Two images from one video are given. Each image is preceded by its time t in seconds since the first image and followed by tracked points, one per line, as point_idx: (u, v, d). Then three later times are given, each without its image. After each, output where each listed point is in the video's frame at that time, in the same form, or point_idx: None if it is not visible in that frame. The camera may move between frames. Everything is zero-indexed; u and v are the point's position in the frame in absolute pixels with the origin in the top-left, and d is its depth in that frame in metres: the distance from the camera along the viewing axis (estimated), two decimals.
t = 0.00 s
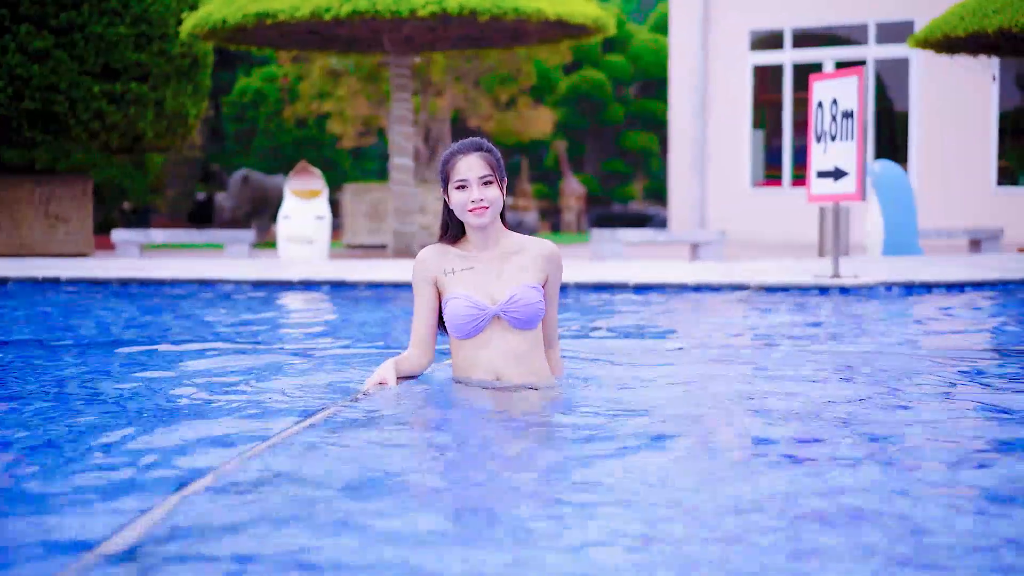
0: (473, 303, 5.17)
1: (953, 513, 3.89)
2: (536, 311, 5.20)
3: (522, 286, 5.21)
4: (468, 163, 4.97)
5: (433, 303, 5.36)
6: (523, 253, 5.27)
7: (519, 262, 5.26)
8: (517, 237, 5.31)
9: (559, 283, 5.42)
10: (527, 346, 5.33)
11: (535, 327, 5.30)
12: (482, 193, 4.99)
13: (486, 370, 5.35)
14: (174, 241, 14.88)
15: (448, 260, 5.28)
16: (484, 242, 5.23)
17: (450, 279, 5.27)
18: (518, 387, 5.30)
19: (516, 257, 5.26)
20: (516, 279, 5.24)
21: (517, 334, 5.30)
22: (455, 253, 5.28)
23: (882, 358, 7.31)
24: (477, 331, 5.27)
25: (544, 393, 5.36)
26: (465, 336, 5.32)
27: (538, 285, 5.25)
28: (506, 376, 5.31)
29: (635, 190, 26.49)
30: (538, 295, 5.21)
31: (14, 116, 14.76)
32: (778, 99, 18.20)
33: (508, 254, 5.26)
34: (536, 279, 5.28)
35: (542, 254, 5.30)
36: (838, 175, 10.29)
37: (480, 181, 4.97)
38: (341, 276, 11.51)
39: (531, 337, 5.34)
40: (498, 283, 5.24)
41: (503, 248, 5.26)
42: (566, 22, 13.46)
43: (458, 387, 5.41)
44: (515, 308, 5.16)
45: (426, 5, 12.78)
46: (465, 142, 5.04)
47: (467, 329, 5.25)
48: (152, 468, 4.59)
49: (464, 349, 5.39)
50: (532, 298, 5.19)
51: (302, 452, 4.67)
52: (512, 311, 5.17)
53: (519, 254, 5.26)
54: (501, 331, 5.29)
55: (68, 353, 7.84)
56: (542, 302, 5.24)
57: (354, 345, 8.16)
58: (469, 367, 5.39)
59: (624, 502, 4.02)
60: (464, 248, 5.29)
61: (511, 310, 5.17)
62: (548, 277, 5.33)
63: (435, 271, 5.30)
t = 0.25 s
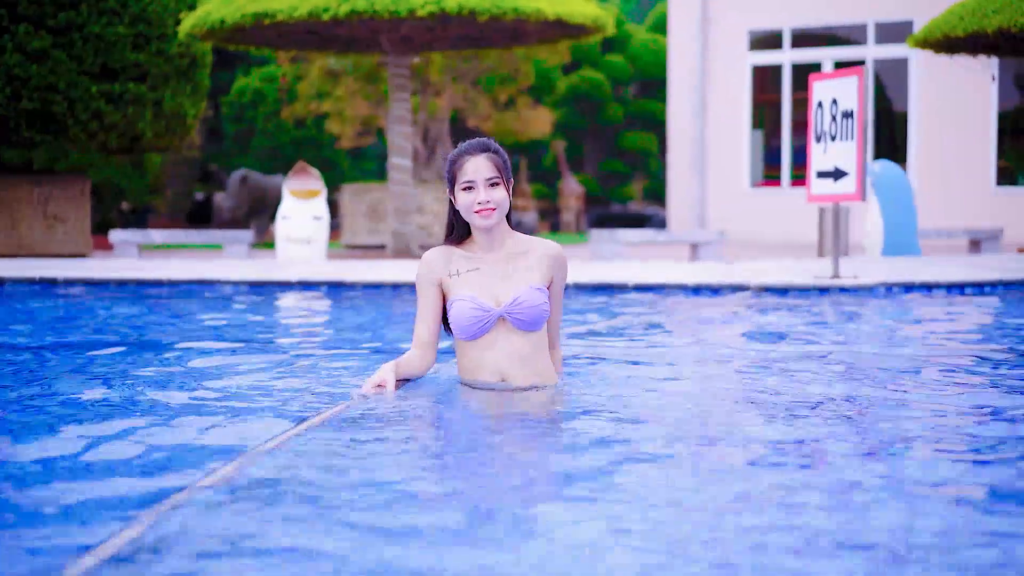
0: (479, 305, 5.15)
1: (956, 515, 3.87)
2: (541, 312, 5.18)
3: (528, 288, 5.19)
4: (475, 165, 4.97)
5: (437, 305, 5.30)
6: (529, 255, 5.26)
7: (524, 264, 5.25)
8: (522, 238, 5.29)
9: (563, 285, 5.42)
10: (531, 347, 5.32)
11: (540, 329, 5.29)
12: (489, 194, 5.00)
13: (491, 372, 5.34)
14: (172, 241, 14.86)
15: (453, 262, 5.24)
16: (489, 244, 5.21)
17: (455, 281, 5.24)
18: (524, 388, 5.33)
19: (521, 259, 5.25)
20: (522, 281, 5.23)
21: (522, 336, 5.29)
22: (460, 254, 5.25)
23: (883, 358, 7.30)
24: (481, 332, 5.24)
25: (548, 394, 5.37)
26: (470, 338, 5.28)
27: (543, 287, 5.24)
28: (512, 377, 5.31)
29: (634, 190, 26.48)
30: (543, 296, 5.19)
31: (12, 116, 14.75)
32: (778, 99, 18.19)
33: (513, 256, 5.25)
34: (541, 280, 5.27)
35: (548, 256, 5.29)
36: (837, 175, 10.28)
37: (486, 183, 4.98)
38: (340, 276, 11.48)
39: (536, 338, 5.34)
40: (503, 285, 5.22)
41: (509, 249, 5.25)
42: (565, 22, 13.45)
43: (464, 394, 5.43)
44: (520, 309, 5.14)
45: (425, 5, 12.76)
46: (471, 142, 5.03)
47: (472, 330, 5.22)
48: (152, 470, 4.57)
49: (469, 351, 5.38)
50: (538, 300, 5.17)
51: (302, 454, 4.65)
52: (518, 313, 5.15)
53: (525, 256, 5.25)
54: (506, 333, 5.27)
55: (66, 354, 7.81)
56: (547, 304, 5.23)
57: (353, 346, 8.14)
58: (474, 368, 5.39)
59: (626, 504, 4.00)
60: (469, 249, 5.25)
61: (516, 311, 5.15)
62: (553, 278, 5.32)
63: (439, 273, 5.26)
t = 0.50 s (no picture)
0: (481, 307, 5.16)
1: (956, 529, 3.85)
2: (543, 314, 5.19)
3: (530, 290, 5.20)
4: (480, 166, 4.94)
5: (438, 306, 5.29)
6: (531, 257, 5.26)
7: (527, 266, 5.25)
8: (525, 240, 5.28)
9: (565, 287, 5.41)
10: (532, 349, 5.34)
11: (541, 331, 5.30)
12: (494, 196, 4.98)
13: (492, 372, 5.36)
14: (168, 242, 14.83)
15: (455, 263, 5.24)
16: (492, 246, 5.21)
17: (457, 283, 5.24)
18: (525, 389, 5.34)
19: (524, 260, 5.25)
20: (525, 283, 5.23)
21: (523, 338, 5.31)
22: (463, 256, 5.25)
23: (881, 359, 7.27)
24: (482, 334, 5.26)
25: (549, 396, 5.38)
26: (472, 340, 5.30)
27: (545, 289, 5.25)
28: (513, 379, 5.33)
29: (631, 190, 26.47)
30: (545, 299, 5.20)
31: (7, 116, 14.72)
32: (775, 99, 18.18)
33: (516, 258, 5.24)
34: (544, 282, 5.27)
35: (550, 259, 5.29)
36: (835, 176, 10.26)
37: (491, 185, 4.95)
38: (336, 277, 11.45)
39: (538, 340, 5.35)
40: (505, 286, 5.22)
41: (511, 251, 5.24)
42: (562, 21, 13.42)
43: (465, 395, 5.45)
44: (522, 312, 5.16)
45: (421, 5, 12.73)
46: (478, 143, 5.00)
47: (473, 332, 5.23)
48: (149, 472, 4.55)
49: (470, 352, 5.40)
50: (539, 302, 5.18)
51: (300, 457, 4.63)
52: (519, 315, 5.16)
53: (527, 257, 5.25)
54: (507, 335, 5.29)
55: (61, 356, 7.77)
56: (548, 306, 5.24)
57: (348, 347, 8.12)
58: (475, 369, 5.40)
59: (623, 515, 3.96)
60: (471, 250, 5.25)
61: (518, 313, 5.16)
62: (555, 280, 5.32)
63: (442, 274, 5.25)
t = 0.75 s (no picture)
0: (483, 309, 5.15)
1: (958, 532, 3.81)
2: (545, 317, 5.19)
3: (533, 292, 5.19)
4: (486, 169, 4.92)
5: (439, 308, 5.26)
6: (533, 258, 5.24)
7: (529, 267, 5.23)
8: (528, 241, 5.26)
9: (567, 287, 5.40)
10: (533, 350, 5.35)
11: (543, 332, 5.31)
12: (498, 199, 4.94)
13: (492, 374, 5.37)
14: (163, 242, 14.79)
15: (457, 265, 5.21)
16: (494, 247, 5.19)
17: (459, 285, 5.21)
18: (525, 389, 5.34)
19: (527, 262, 5.22)
20: (527, 285, 5.21)
21: (524, 339, 5.31)
22: (464, 257, 5.22)
23: (879, 361, 7.24)
24: (484, 335, 5.25)
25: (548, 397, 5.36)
26: (473, 341, 5.28)
27: (547, 291, 5.24)
28: (514, 380, 5.34)
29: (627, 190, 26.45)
30: (547, 301, 5.19)
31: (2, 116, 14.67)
32: (771, 99, 18.15)
33: (518, 259, 5.21)
34: (546, 284, 5.26)
35: (553, 260, 5.27)
36: (832, 176, 10.24)
37: (496, 187, 4.92)
38: (332, 278, 11.41)
39: (539, 341, 5.35)
40: (507, 288, 5.20)
41: (513, 253, 5.21)
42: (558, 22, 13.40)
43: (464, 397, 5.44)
44: (525, 314, 5.15)
45: (417, 5, 12.71)
46: (483, 145, 4.99)
47: (476, 334, 5.22)
48: (143, 477, 4.52)
49: (471, 353, 5.38)
50: (542, 304, 5.18)
51: (295, 462, 4.60)
52: (522, 316, 5.16)
53: (529, 259, 5.23)
54: (508, 336, 5.30)
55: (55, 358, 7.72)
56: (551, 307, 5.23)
57: (343, 349, 8.09)
58: (475, 371, 5.39)
59: (622, 521, 3.92)
60: (473, 252, 5.22)
61: (520, 315, 5.16)
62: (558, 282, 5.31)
63: (444, 276, 5.22)
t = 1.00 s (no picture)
0: (485, 310, 5.11)
1: (957, 536, 3.79)
2: (547, 319, 5.18)
3: (535, 294, 5.17)
4: (490, 170, 4.93)
5: (441, 308, 5.21)
6: (537, 261, 5.21)
7: (532, 269, 5.20)
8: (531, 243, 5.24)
9: (568, 290, 5.38)
10: (535, 351, 5.31)
11: (545, 335, 5.28)
12: (502, 201, 4.96)
13: (493, 375, 5.32)
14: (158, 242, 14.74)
15: (460, 266, 5.18)
16: (497, 248, 5.15)
17: (460, 286, 5.17)
18: (526, 391, 5.30)
19: (529, 264, 5.20)
20: (529, 287, 5.18)
21: (526, 341, 5.27)
22: (467, 259, 5.18)
23: (877, 362, 7.22)
24: (486, 337, 5.21)
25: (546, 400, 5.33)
26: (474, 342, 5.24)
27: (549, 293, 5.21)
28: (514, 381, 5.30)
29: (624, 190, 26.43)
30: (549, 304, 5.18)
31: None
32: (768, 99, 18.16)
33: (521, 261, 5.19)
34: (548, 286, 5.24)
35: (555, 263, 5.26)
36: (829, 177, 10.22)
37: (501, 189, 4.93)
38: (327, 279, 11.38)
39: (541, 343, 5.32)
40: (510, 290, 5.17)
41: (516, 256, 5.18)
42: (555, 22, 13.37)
43: (465, 397, 5.44)
44: (526, 316, 5.13)
45: (412, 5, 12.68)
46: (488, 146, 5.00)
47: (477, 335, 5.18)
48: (134, 483, 4.48)
49: (472, 354, 5.35)
50: (544, 307, 5.16)
51: (290, 467, 4.56)
52: (524, 319, 5.14)
53: (532, 261, 5.20)
54: (511, 338, 5.25)
55: (49, 360, 7.68)
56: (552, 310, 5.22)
57: (338, 350, 8.06)
58: (476, 372, 5.36)
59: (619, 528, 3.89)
60: (475, 254, 5.19)
61: (522, 317, 5.13)
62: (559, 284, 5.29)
63: (445, 277, 5.18)
